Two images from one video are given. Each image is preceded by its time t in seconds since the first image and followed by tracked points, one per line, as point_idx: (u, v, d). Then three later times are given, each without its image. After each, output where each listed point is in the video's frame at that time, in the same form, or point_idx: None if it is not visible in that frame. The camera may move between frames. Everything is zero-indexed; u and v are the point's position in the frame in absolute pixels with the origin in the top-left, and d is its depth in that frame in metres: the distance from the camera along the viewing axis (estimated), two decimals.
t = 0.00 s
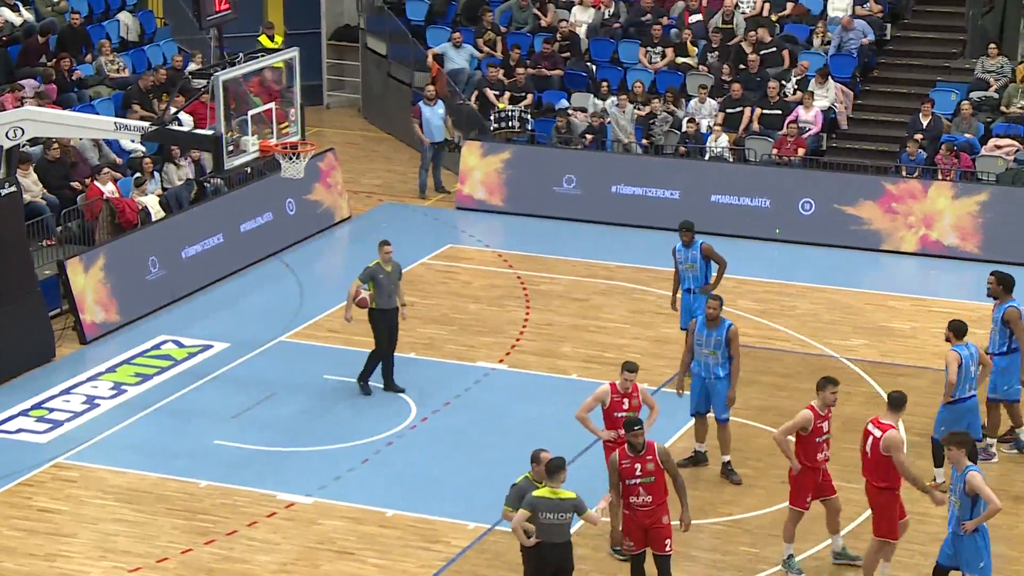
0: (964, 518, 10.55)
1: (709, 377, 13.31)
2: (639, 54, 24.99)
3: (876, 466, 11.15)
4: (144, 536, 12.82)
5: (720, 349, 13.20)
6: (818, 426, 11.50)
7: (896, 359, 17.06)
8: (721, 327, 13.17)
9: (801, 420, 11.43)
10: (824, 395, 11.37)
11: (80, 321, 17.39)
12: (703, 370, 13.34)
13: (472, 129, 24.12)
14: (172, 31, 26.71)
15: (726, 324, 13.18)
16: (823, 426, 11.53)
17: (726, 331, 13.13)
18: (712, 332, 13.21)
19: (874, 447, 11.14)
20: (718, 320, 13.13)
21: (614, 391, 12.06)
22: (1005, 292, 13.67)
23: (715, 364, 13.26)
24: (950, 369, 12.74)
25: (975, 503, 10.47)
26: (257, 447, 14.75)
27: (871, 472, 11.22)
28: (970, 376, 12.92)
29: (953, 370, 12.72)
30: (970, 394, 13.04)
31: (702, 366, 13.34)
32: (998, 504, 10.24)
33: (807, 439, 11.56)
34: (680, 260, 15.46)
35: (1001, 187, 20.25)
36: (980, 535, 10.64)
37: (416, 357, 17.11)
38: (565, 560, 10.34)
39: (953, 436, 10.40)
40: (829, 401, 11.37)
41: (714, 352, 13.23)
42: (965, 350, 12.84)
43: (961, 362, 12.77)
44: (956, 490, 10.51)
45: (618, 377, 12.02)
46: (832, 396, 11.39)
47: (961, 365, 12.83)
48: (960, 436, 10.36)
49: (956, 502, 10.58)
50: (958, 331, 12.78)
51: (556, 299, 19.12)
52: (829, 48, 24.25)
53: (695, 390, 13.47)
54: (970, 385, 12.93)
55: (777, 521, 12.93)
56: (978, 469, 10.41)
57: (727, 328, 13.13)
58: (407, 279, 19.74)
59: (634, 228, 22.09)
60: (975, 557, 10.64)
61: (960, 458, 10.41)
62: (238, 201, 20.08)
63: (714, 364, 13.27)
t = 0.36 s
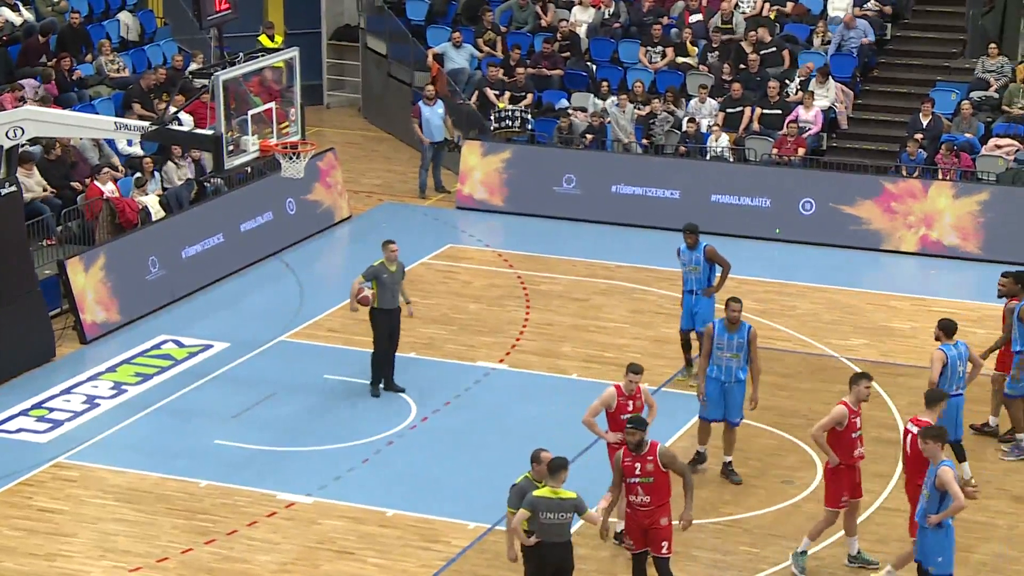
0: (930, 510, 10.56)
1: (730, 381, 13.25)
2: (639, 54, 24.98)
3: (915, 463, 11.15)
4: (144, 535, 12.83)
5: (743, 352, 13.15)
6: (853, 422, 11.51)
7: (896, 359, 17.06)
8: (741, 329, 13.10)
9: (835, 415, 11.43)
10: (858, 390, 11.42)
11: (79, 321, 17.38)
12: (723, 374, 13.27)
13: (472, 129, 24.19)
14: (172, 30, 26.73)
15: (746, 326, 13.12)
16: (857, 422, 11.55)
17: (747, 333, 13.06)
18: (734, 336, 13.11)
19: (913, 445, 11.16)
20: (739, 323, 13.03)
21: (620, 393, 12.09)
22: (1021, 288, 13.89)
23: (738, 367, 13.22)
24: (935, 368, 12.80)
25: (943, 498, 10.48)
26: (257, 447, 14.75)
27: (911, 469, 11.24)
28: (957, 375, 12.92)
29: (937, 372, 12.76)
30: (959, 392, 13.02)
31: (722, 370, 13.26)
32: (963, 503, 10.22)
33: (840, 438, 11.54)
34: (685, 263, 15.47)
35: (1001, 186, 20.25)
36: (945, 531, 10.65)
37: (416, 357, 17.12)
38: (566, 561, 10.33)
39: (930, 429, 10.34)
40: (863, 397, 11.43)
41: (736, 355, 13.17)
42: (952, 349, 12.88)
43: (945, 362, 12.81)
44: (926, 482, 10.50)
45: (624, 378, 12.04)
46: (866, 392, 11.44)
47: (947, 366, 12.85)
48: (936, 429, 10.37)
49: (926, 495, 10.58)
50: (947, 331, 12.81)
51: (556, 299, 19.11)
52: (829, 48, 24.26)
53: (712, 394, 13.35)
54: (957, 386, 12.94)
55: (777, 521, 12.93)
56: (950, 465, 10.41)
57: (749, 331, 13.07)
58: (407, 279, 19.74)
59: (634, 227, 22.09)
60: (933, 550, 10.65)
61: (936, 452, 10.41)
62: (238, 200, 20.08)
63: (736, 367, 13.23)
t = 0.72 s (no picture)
0: (912, 507, 10.64)
1: (743, 384, 12.97)
2: (640, 54, 24.96)
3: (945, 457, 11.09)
4: (144, 535, 12.83)
5: (753, 355, 12.95)
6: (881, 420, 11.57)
7: (897, 358, 17.06)
8: (750, 332, 12.95)
9: (863, 413, 11.50)
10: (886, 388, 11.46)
11: (80, 321, 17.38)
12: (735, 378, 12.98)
13: (472, 129, 24.31)
14: (172, 30, 26.74)
15: (752, 329, 12.98)
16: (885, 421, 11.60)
17: (757, 335, 12.93)
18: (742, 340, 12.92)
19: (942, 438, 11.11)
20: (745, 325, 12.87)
21: (627, 396, 12.01)
22: None
23: (748, 371, 12.96)
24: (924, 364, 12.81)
25: (922, 493, 10.56)
26: (258, 446, 14.74)
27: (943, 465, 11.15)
28: (948, 373, 12.92)
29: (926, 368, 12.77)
30: (953, 390, 13.00)
31: (733, 375, 12.96)
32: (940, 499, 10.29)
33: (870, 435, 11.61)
34: (689, 263, 15.49)
35: (1001, 186, 20.24)
36: (924, 527, 10.71)
37: (417, 356, 17.11)
38: (566, 560, 10.34)
39: (909, 425, 10.47)
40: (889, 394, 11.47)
41: (747, 359, 12.94)
42: (944, 346, 12.90)
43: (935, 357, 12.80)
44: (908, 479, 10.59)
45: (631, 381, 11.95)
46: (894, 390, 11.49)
47: (937, 362, 12.85)
48: (915, 425, 10.47)
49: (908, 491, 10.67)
50: (940, 327, 12.83)
51: (556, 298, 19.11)
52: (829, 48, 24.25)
53: (724, 401, 12.99)
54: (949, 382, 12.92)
55: (777, 521, 12.93)
56: (929, 461, 10.50)
57: (755, 332, 12.93)
58: (407, 278, 19.73)
59: (635, 227, 22.08)
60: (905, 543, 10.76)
61: (914, 447, 10.53)
62: (238, 200, 20.07)
63: (746, 373, 12.97)
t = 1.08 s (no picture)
0: (900, 508, 10.66)
1: (747, 391, 12.90)
2: (640, 54, 24.96)
3: (983, 462, 10.97)
4: (144, 535, 12.83)
5: (755, 361, 12.87)
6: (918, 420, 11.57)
7: (897, 358, 17.07)
8: (750, 337, 12.86)
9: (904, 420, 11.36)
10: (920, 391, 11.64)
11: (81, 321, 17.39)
12: (738, 386, 12.90)
13: (472, 129, 24.34)
14: (172, 30, 26.75)
15: (751, 335, 12.91)
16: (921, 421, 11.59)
17: (757, 340, 12.85)
18: (744, 347, 12.82)
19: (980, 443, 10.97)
20: (746, 333, 12.79)
21: (628, 401, 11.93)
22: None
23: (750, 378, 12.90)
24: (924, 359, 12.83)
25: (911, 495, 10.57)
26: (258, 446, 14.74)
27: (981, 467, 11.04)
28: (945, 368, 12.94)
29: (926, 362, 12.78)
30: (950, 386, 13.00)
31: (736, 382, 12.88)
32: (928, 499, 10.29)
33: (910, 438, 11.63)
34: (690, 266, 15.49)
35: (1002, 186, 20.24)
36: (914, 528, 10.70)
37: (417, 356, 17.12)
38: (566, 560, 10.36)
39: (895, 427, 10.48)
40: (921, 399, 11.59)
41: (749, 365, 12.86)
42: (944, 342, 12.89)
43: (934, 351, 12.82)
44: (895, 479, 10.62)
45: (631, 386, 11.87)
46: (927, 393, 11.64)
47: (936, 358, 12.87)
48: (905, 427, 10.52)
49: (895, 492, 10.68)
50: (942, 323, 12.80)
51: (556, 298, 19.12)
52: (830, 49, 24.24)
53: (730, 409, 12.90)
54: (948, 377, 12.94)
55: (778, 521, 12.93)
56: (918, 462, 10.52)
57: (755, 339, 12.87)
58: (407, 279, 19.73)
59: (635, 227, 22.09)
60: (901, 547, 10.74)
61: (904, 449, 10.55)
62: (238, 200, 20.08)
63: (748, 380, 12.90)
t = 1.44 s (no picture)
0: (891, 512, 10.65)
1: (749, 397, 12.84)
2: (640, 54, 24.96)
3: (1005, 464, 10.93)
4: (145, 534, 12.84)
5: (756, 366, 12.79)
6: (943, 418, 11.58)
7: (897, 357, 17.07)
8: (751, 343, 12.79)
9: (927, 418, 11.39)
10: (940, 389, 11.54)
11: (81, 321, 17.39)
12: (739, 392, 12.84)
13: (473, 128, 24.35)
14: (172, 30, 26.76)
15: (751, 340, 12.82)
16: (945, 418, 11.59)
17: (758, 345, 12.78)
18: (743, 353, 12.75)
19: (1002, 446, 10.90)
20: (744, 338, 12.71)
21: (631, 404, 11.85)
22: None
23: (750, 384, 12.82)
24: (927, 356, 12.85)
25: (902, 500, 10.56)
26: (258, 446, 14.74)
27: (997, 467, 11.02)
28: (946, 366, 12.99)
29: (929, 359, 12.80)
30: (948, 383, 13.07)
31: (738, 388, 12.83)
32: (919, 505, 10.28)
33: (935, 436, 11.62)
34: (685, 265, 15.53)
35: (1002, 186, 20.23)
36: (905, 532, 10.69)
37: (417, 356, 17.13)
38: (566, 560, 10.36)
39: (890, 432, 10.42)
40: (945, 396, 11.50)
41: (750, 370, 12.78)
42: (945, 338, 12.92)
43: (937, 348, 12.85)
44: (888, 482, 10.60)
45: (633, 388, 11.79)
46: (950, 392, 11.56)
47: (938, 355, 12.90)
48: (899, 431, 10.48)
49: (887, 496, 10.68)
50: (941, 319, 12.85)
51: (557, 298, 19.11)
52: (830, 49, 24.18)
53: (730, 415, 12.88)
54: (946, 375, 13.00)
55: (777, 521, 12.93)
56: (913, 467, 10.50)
57: (754, 343, 12.78)
58: (407, 278, 19.72)
59: (635, 227, 22.09)
60: (892, 552, 10.72)
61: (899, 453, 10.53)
62: (238, 199, 20.08)
63: (748, 386, 12.83)
